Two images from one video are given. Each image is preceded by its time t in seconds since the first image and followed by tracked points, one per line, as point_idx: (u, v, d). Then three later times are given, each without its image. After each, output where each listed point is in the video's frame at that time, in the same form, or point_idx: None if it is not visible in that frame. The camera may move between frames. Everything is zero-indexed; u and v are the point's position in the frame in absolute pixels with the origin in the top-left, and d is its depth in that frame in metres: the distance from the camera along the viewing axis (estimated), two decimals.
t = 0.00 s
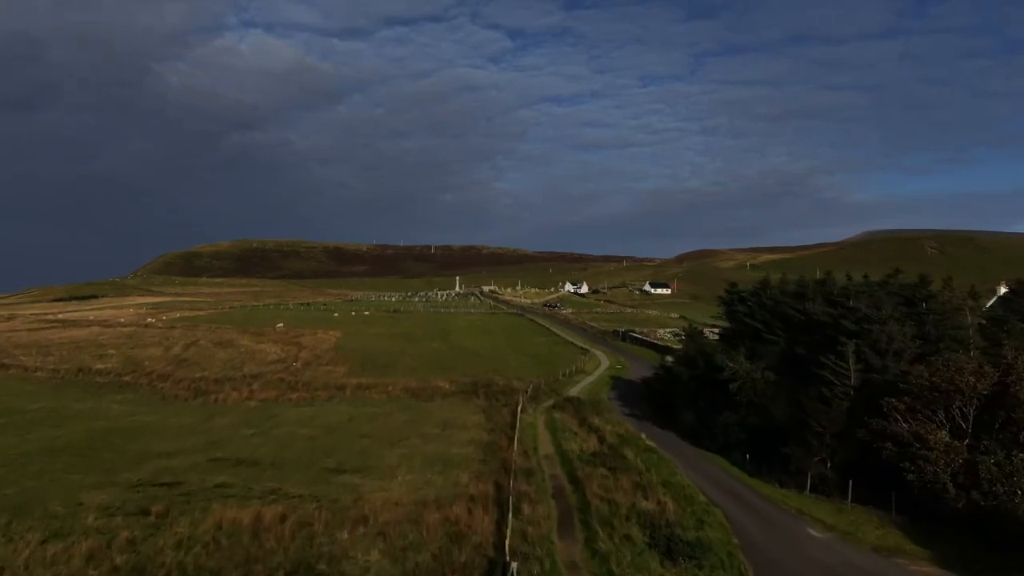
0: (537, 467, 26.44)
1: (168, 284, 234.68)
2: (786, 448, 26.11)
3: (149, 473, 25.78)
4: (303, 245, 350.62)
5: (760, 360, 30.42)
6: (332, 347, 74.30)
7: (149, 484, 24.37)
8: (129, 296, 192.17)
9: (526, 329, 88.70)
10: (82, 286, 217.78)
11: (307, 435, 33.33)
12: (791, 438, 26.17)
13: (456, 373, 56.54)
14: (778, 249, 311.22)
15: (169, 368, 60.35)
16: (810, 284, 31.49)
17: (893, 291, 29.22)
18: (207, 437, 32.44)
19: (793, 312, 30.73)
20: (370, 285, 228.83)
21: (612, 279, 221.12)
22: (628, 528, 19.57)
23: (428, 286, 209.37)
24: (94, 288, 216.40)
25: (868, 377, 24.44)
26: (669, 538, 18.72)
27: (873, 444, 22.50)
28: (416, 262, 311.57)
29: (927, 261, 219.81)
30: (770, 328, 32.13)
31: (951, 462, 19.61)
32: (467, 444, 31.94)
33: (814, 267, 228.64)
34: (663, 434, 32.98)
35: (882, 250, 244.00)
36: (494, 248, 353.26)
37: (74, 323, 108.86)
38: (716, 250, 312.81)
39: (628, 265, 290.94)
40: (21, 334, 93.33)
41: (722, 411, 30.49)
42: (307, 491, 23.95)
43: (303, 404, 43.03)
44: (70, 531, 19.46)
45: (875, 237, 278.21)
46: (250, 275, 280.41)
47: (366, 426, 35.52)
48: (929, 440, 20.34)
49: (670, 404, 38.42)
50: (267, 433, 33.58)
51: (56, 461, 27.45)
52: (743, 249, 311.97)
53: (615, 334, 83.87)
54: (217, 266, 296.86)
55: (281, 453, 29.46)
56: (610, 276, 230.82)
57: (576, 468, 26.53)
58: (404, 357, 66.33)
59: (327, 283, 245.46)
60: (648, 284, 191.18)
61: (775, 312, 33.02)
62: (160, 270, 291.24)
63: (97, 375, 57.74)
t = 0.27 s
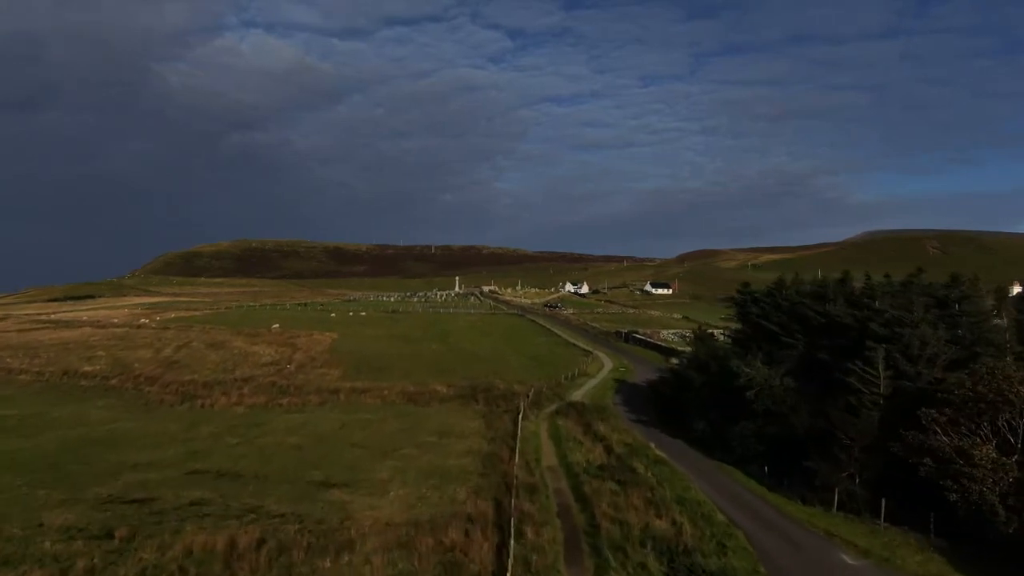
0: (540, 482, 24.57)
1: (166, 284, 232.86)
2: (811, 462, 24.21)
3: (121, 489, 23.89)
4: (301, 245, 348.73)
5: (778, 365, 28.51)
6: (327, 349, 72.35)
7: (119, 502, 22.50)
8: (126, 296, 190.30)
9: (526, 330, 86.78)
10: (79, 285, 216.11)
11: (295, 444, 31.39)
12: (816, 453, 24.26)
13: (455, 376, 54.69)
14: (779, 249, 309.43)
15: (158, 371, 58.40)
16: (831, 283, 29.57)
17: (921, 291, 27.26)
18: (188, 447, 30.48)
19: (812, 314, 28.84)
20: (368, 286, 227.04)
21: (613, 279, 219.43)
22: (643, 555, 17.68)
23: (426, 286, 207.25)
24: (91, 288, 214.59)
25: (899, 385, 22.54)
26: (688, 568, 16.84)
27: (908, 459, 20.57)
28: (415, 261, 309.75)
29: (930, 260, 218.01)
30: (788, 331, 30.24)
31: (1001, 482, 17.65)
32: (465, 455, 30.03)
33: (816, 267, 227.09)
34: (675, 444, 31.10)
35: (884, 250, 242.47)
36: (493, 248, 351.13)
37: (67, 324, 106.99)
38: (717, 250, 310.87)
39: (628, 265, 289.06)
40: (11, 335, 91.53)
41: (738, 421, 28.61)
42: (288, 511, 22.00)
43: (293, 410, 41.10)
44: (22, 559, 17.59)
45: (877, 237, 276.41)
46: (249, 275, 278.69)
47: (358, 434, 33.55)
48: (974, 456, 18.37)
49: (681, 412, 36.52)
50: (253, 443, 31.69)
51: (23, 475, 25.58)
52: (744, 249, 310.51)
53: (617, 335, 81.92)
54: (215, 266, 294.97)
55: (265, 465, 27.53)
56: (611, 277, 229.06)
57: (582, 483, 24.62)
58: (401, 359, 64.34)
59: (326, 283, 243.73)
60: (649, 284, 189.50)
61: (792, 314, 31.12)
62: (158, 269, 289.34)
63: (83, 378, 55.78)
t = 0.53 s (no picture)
0: (553, 499, 22.69)
1: (173, 284, 231.87)
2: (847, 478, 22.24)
3: (98, 506, 22.07)
4: (308, 245, 347.64)
5: (808, 371, 26.52)
6: (331, 350, 70.52)
7: (93, 521, 20.66)
8: (132, 296, 189.21)
9: (534, 331, 84.81)
10: (86, 285, 215.26)
11: (290, 454, 29.52)
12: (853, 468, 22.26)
13: (462, 379, 52.78)
14: (789, 249, 306.59)
15: (156, 374, 56.68)
16: (864, 283, 27.57)
17: (965, 291, 25.18)
18: (176, 457, 28.65)
19: (845, 316, 26.84)
20: (375, 286, 225.54)
21: (621, 279, 217.36)
22: None
23: (433, 286, 205.50)
24: (97, 288, 213.72)
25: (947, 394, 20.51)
26: None
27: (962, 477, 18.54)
28: (422, 261, 308.18)
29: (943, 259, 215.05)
30: (818, 335, 28.25)
31: None
32: (471, 466, 28.11)
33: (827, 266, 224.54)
34: (695, 454, 29.16)
35: (896, 249, 239.67)
36: (501, 248, 349.25)
37: (69, 324, 105.60)
38: (726, 250, 308.22)
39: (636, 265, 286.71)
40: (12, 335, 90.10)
41: (765, 430, 26.66)
42: (277, 532, 20.10)
43: (292, 416, 39.23)
44: None
45: (888, 237, 273.37)
46: (255, 275, 277.70)
47: (358, 443, 31.66)
48: None
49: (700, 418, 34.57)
50: (246, 452, 29.85)
51: None
52: (752, 249, 308.06)
53: (628, 336, 79.84)
54: (222, 266, 294.07)
55: (256, 477, 25.66)
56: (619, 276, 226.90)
57: (598, 500, 22.67)
58: (406, 361, 62.44)
59: (332, 283, 242.40)
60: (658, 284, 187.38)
61: (822, 316, 29.13)
62: (165, 269, 288.67)
63: (78, 380, 54.10)
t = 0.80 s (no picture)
0: (569, 518, 20.74)
1: (182, 284, 231.37)
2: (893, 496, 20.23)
3: (70, 525, 20.28)
4: (318, 245, 346.86)
5: (844, 377, 24.46)
6: (337, 351, 68.76)
7: (63, 543, 18.88)
8: (141, 296, 188.55)
9: (545, 332, 82.77)
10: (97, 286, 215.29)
11: (286, 464, 27.67)
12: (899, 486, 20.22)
13: (470, 382, 50.83)
14: (802, 249, 303.19)
15: (156, 376, 55.07)
16: (905, 282, 25.49)
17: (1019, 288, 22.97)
18: (164, 467, 26.88)
19: (884, 317, 24.78)
20: (385, 286, 224.27)
21: (632, 279, 215.21)
22: None
23: (444, 286, 204.02)
24: (108, 288, 213.50)
25: (1007, 404, 18.41)
26: None
27: None
28: (432, 261, 306.64)
29: (959, 259, 211.50)
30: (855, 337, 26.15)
31: None
32: (478, 478, 26.14)
33: (841, 266, 221.53)
34: (721, 466, 27.20)
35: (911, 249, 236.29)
36: (511, 248, 347.61)
37: (75, 324, 104.48)
38: (738, 249, 305.08)
39: (648, 265, 284.09)
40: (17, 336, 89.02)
41: (797, 441, 24.66)
42: (263, 557, 18.22)
43: (292, 422, 37.42)
44: None
45: (904, 236, 269.67)
46: (265, 275, 277.10)
47: (359, 452, 29.78)
48: None
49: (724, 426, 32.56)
50: (239, 462, 28.04)
51: None
52: (765, 249, 305.15)
53: (641, 337, 77.67)
54: (232, 266, 293.57)
55: (247, 492, 23.81)
56: (631, 276, 224.63)
57: (617, 520, 20.70)
58: (413, 363, 60.55)
59: (342, 283, 241.40)
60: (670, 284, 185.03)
61: (857, 317, 27.08)
62: (175, 269, 288.46)
63: (76, 383, 52.56)
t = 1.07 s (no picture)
0: (577, 545, 18.92)
1: (181, 284, 229.62)
2: (933, 521, 18.45)
3: (26, 553, 18.47)
4: (318, 245, 345.03)
5: (873, 386, 22.72)
6: (333, 354, 66.87)
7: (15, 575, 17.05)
8: (139, 296, 186.73)
9: (547, 334, 80.83)
10: (95, 286, 213.41)
11: (270, 480, 25.77)
12: (941, 510, 18.37)
13: (469, 388, 48.99)
14: (805, 249, 301.31)
15: (145, 381, 53.20)
16: (936, 285, 23.75)
17: None
18: (139, 484, 24.99)
19: (915, 322, 23.05)
20: (386, 286, 222.49)
21: (634, 280, 213.32)
22: None
23: (445, 287, 202.34)
24: (105, 288, 211.70)
25: None
26: None
27: None
28: (433, 261, 304.81)
29: (964, 259, 209.52)
30: (883, 344, 24.43)
31: None
32: (477, 495, 24.32)
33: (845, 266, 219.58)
34: (737, 482, 25.47)
35: (915, 249, 234.36)
36: (512, 248, 345.99)
37: (68, 326, 102.54)
38: (740, 250, 303.15)
39: (649, 265, 282.10)
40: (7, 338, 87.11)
41: (822, 456, 22.92)
42: None
43: (281, 431, 35.52)
44: None
45: (907, 236, 267.70)
46: (264, 276, 275.22)
47: (350, 466, 27.86)
48: None
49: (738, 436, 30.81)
50: (220, 476, 26.22)
51: None
52: (767, 249, 303.14)
53: (645, 339, 75.74)
54: (231, 267, 291.82)
55: (225, 513, 21.92)
56: (632, 277, 222.72)
57: (628, 547, 18.78)
58: (411, 367, 58.62)
59: (341, 284, 239.55)
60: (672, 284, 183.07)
61: (883, 322, 25.35)
62: (174, 270, 286.73)
63: (61, 388, 50.70)
